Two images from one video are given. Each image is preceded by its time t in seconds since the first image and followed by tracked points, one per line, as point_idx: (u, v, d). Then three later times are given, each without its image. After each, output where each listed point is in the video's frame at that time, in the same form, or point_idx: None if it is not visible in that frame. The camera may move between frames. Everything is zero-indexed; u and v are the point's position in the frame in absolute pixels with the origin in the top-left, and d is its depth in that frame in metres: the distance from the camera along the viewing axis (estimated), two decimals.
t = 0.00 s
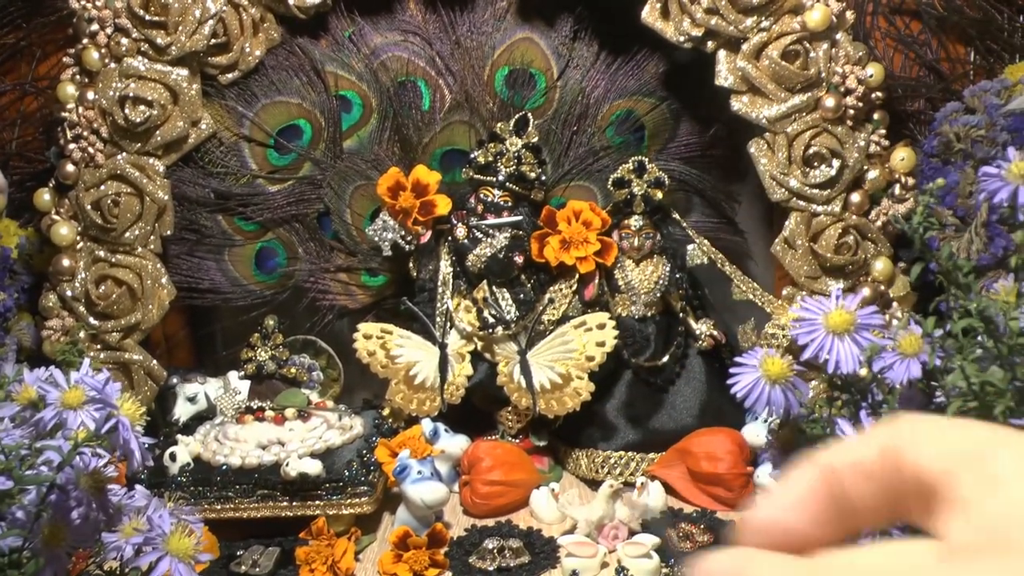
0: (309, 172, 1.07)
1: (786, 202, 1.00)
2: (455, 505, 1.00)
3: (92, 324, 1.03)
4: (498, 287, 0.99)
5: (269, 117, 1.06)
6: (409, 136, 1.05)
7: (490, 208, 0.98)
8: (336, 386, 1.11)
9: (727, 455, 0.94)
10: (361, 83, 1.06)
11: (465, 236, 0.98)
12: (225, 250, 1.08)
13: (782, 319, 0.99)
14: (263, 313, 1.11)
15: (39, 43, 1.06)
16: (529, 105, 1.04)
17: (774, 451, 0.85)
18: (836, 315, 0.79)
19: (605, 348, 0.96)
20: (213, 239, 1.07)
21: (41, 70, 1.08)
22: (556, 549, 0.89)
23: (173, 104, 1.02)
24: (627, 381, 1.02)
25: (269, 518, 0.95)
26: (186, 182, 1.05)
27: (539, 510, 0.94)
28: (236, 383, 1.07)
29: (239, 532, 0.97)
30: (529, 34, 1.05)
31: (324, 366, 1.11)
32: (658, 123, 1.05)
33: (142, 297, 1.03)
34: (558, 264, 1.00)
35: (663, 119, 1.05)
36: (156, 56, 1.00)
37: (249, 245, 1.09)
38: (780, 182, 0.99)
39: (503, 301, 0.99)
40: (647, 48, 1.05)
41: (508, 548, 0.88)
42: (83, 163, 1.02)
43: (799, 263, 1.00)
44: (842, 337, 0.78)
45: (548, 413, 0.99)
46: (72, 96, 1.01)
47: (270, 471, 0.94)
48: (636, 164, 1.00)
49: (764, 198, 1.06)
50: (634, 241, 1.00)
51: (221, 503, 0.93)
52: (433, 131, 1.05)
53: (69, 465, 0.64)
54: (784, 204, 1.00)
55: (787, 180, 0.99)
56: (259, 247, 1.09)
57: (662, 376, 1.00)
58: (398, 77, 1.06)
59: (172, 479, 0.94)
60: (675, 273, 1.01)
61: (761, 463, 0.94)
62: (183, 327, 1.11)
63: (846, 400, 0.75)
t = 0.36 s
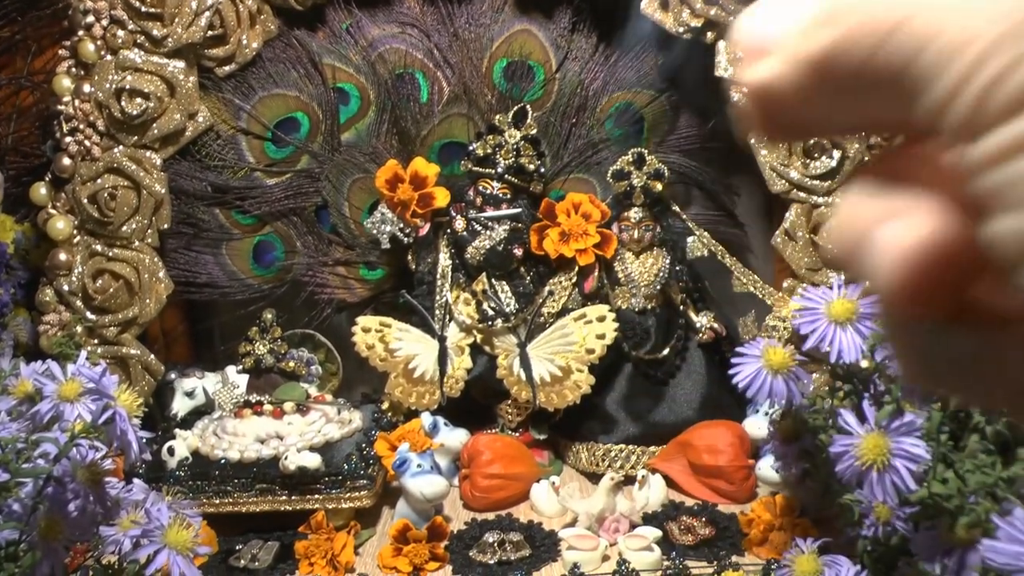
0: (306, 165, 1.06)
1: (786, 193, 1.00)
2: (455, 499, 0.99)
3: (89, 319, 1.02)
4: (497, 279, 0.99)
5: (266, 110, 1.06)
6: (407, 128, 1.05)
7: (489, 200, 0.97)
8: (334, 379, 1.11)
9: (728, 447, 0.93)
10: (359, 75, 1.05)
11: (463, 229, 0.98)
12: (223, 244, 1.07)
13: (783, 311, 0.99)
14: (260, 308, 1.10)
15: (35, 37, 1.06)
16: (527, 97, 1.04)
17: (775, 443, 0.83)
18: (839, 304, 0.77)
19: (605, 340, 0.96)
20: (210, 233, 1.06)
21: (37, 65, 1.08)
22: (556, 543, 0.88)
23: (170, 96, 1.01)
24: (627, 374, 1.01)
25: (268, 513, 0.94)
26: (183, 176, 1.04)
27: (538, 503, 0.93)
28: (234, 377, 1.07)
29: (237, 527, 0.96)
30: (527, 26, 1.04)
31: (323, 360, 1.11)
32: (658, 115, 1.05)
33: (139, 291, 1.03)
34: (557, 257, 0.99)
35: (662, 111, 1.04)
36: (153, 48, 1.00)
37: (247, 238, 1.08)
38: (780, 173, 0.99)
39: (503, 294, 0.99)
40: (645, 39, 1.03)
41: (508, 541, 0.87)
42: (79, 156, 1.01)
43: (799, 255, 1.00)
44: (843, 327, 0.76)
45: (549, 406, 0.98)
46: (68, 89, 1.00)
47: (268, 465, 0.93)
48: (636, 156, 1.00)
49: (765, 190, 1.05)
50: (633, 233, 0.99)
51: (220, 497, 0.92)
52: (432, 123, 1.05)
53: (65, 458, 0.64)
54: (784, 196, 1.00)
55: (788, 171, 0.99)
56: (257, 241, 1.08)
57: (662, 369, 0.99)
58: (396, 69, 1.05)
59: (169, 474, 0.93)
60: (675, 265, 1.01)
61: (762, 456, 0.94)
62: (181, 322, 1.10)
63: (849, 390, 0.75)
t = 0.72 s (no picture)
0: (304, 160, 1.06)
1: (785, 187, 0.99)
2: (453, 495, 0.99)
3: (86, 314, 1.02)
4: (495, 275, 0.99)
5: (263, 105, 1.05)
6: (405, 122, 1.04)
7: (487, 195, 0.97)
8: (332, 376, 1.11)
9: (727, 443, 0.93)
10: (356, 70, 1.05)
11: (462, 223, 0.98)
12: (220, 239, 1.07)
13: (782, 306, 0.98)
14: (257, 303, 1.10)
15: (30, 32, 1.05)
16: (526, 92, 1.03)
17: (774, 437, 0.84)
18: (838, 297, 0.75)
19: (604, 336, 0.96)
20: (208, 228, 1.06)
21: (34, 60, 1.07)
22: (555, 538, 0.88)
23: (166, 92, 1.00)
24: (625, 370, 1.01)
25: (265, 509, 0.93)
26: (180, 171, 1.04)
27: (537, 498, 0.93)
28: (231, 373, 1.07)
29: (235, 523, 0.96)
30: (525, 20, 1.04)
31: (320, 356, 1.11)
32: (656, 110, 1.04)
33: (137, 287, 1.02)
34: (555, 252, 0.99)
35: (661, 106, 1.04)
36: (149, 42, 0.99)
37: (244, 234, 1.08)
38: (779, 168, 0.98)
39: (501, 289, 0.99)
40: (644, 35, 1.04)
41: (506, 537, 0.87)
42: (75, 151, 1.01)
43: (798, 250, 0.99)
44: (843, 321, 0.75)
45: (547, 401, 0.98)
46: (64, 84, 1.00)
47: (266, 461, 0.93)
48: (634, 150, 0.99)
49: (763, 184, 1.05)
50: (632, 228, 1.00)
51: (217, 493, 0.91)
52: (429, 118, 1.04)
53: (60, 453, 0.63)
54: (783, 190, 1.00)
55: (787, 166, 0.98)
56: (254, 236, 1.08)
57: (661, 364, 1.00)
58: (393, 64, 1.04)
59: (166, 470, 0.93)
60: (674, 260, 1.00)
61: (761, 452, 0.93)
62: (178, 318, 1.10)
63: (847, 383, 0.76)
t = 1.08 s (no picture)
0: (293, 158, 1.06)
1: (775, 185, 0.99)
2: (441, 494, 0.98)
3: (72, 313, 1.01)
4: (482, 273, 0.99)
5: (252, 102, 1.05)
6: (393, 120, 1.04)
7: (476, 194, 0.96)
8: (321, 375, 1.10)
9: (717, 442, 0.92)
10: (344, 67, 1.05)
11: (450, 222, 0.97)
12: (208, 238, 1.06)
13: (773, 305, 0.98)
14: (246, 302, 1.09)
15: (18, 29, 1.04)
16: (515, 89, 1.03)
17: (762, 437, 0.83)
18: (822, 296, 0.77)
19: (592, 334, 0.95)
20: (196, 226, 1.05)
21: (21, 58, 1.06)
22: (543, 538, 0.87)
23: (153, 89, 1.00)
24: (614, 369, 1.01)
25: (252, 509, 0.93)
26: (168, 169, 1.03)
27: (525, 498, 0.93)
28: (219, 372, 1.06)
29: (222, 524, 0.95)
30: (514, 17, 1.03)
31: (309, 355, 1.10)
32: (646, 108, 1.04)
33: (124, 286, 1.01)
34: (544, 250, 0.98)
35: (651, 104, 1.04)
36: (135, 40, 0.99)
37: (232, 232, 1.07)
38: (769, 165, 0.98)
39: (489, 287, 0.99)
40: (634, 31, 1.03)
41: (494, 537, 0.86)
42: (62, 149, 1.00)
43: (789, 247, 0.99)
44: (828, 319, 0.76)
45: (536, 401, 0.97)
46: (50, 81, 0.99)
47: (253, 461, 0.92)
48: (623, 148, 1.01)
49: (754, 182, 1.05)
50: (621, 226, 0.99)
51: (203, 493, 0.91)
52: (418, 117, 1.04)
53: (39, 453, 0.63)
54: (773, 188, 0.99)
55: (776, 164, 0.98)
56: (243, 234, 1.08)
57: (651, 363, 0.99)
58: (382, 62, 1.04)
59: (153, 470, 0.92)
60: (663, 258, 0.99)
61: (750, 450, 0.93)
62: (167, 318, 1.09)
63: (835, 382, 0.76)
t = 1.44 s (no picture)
0: (294, 162, 1.06)
1: (776, 188, 0.99)
2: (443, 496, 0.99)
3: (75, 317, 1.01)
4: (484, 277, 0.98)
5: (252, 107, 1.05)
6: (394, 124, 1.04)
7: (476, 197, 0.97)
8: (323, 379, 1.10)
9: (718, 444, 0.93)
10: (345, 71, 1.05)
11: (451, 226, 0.97)
12: (210, 242, 1.07)
13: (773, 307, 0.98)
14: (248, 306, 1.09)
15: (18, 34, 1.04)
16: (515, 93, 1.03)
17: (763, 440, 0.83)
18: (827, 300, 0.75)
19: (593, 337, 0.96)
20: (198, 230, 1.06)
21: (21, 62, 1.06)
22: (545, 541, 0.88)
23: (154, 94, 1.00)
24: (616, 372, 1.01)
25: (255, 512, 0.93)
26: (169, 173, 1.03)
27: (527, 501, 0.93)
28: (221, 375, 1.06)
29: (225, 527, 0.95)
30: (514, 21, 1.04)
31: (311, 359, 1.10)
32: (647, 110, 1.04)
33: (126, 290, 1.02)
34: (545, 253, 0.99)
35: (652, 106, 1.04)
36: (136, 45, 0.99)
37: (234, 237, 1.08)
38: (770, 168, 0.98)
39: (491, 291, 0.98)
40: (634, 34, 1.03)
41: (496, 540, 0.86)
42: (63, 154, 1.01)
43: (790, 250, 0.99)
44: (831, 323, 0.75)
45: (538, 404, 0.97)
46: (51, 86, 0.99)
47: (256, 464, 0.93)
48: (624, 151, 0.99)
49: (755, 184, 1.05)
50: (622, 230, 0.99)
51: (207, 497, 0.91)
52: (419, 120, 1.04)
53: (44, 460, 0.63)
54: (773, 190, 0.99)
55: (777, 167, 0.98)
56: (244, 239, 1.08)
57: (653, 365, 0.99)
58: (383, 65, 1.04)
59: (156, 474, 0.92)
60: (665, 261, 1.00)
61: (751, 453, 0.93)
62: (170, 321, 1.10)
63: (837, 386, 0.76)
